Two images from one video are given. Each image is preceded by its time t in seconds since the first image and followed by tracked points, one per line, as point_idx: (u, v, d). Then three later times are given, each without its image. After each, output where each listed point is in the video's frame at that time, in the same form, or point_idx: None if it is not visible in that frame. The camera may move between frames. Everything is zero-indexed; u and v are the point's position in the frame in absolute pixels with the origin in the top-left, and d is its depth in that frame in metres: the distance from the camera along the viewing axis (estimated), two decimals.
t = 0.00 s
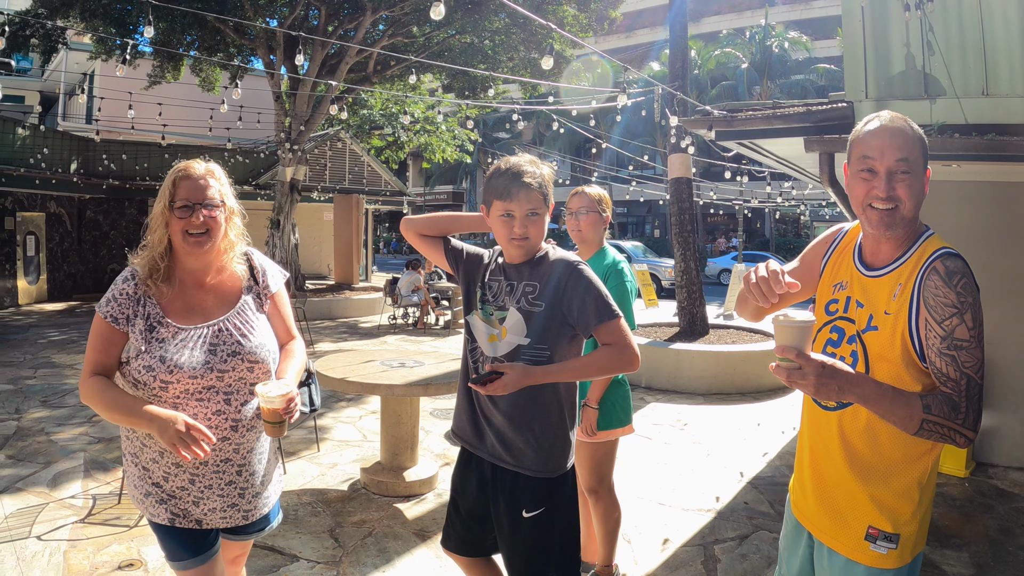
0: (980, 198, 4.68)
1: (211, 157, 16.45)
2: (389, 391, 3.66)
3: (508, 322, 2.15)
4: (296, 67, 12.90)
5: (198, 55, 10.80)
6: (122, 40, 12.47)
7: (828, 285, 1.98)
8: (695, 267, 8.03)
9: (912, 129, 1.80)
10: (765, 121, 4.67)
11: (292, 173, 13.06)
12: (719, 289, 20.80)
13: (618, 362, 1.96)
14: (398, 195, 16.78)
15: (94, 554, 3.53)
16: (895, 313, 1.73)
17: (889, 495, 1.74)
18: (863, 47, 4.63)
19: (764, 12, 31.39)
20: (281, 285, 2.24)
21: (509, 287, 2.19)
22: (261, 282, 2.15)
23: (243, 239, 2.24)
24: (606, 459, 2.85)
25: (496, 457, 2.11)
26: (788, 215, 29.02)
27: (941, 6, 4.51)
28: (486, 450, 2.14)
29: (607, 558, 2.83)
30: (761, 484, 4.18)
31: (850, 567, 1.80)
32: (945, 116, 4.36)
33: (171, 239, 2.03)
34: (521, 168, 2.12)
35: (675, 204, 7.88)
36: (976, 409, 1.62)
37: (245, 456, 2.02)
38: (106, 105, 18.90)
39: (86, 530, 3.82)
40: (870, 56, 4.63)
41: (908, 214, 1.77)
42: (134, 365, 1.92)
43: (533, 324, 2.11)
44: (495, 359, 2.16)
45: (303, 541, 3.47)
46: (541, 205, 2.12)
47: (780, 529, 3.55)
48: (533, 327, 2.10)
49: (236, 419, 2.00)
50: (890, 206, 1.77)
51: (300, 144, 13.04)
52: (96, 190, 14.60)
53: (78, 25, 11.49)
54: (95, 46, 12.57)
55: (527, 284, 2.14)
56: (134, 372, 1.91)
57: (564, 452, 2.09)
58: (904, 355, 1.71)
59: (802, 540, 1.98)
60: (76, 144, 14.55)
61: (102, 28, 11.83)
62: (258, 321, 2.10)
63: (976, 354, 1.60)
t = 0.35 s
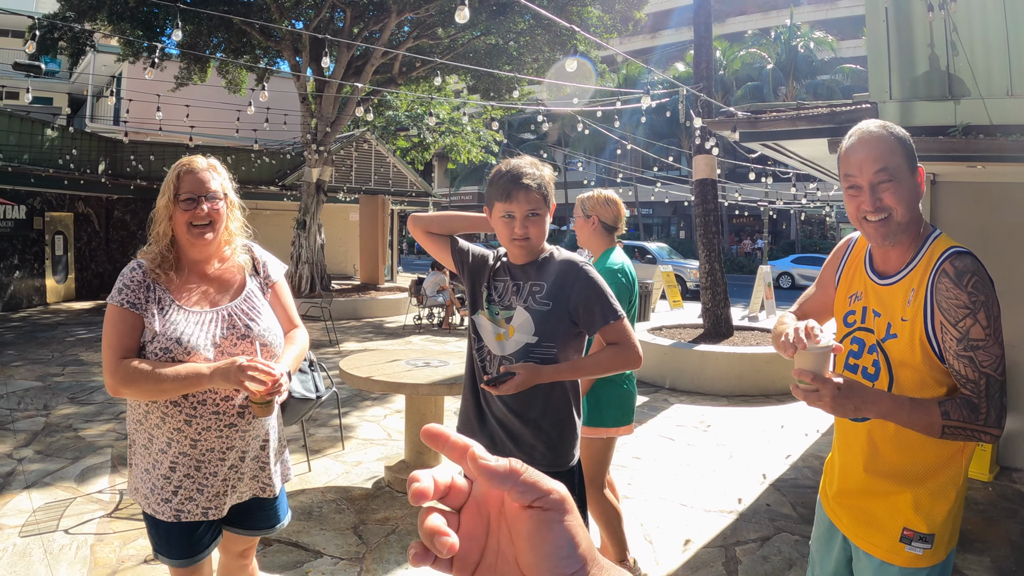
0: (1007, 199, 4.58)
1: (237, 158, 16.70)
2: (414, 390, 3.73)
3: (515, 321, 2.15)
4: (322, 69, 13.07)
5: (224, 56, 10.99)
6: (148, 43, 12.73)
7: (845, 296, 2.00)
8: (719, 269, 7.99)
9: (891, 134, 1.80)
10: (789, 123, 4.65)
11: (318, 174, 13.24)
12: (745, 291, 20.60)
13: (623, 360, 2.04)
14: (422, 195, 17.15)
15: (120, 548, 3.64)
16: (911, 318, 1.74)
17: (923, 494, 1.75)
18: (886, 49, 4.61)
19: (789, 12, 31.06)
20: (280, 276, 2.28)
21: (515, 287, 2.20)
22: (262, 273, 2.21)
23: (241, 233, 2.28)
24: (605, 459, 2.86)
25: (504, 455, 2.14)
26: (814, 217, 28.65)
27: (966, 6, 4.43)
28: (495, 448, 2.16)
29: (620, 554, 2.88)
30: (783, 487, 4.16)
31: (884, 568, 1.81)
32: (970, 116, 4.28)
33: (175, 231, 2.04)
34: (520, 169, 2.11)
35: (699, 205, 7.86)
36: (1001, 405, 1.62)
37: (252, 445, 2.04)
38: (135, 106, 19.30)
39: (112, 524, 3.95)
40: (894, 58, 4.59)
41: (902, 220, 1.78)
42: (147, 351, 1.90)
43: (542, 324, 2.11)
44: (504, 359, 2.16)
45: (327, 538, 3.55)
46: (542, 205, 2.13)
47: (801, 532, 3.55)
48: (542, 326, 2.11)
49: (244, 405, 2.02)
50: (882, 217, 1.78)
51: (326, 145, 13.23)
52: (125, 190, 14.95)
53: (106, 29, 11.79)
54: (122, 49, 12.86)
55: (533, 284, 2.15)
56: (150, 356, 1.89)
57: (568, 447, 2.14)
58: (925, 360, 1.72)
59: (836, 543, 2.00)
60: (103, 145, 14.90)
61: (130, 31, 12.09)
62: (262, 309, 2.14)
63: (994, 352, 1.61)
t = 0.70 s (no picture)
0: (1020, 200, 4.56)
1: (243, 156, 16.70)
2: (422, 387, 3.72)
3: (492, 314, 2.16)
4: (328, 66, 13.07)
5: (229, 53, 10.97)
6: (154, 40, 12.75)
7: (861, 290, 1.98)
8: (726, 268, 7.97)
9: (911, 131, 1.79)
10: (797, 121, 4.63)
11: (324, 172, 13.24)
12: (750, 291, 20.57)
13: (594, 356, 2.08)
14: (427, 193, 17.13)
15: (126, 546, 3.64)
16: (923, 310, 1.72)
17: (929, 493, 1.74)
18: (895, 46, 4.55)
19: (794, 12, 30.99)
20: (263, 270, 2.24)
21: (492, 282, 2.22)
22: (244, 267, 2.18)
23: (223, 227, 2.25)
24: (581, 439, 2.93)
25: (484, 445, 2.18)
26: (819, 217, 28.60)
27: (975, 4, 4.40)
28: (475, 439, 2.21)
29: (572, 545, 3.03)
30: (790, 486, 4.15)
31: (892, 567, 1.79)
32: (978, 116, 4.25)
33: (154, 228, 2.01)
34: (496, 169, 2.13)
35: (706, 204, 7.84)
36: (1015, 399, 1.59)
37: (239, 447, 2.00)
38: (140, 104, 19.32)
39: (118, 522, 3.95)
40: (903, 55, 4.54)
41: (920, 216, 1.77)
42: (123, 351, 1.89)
43: (516, 318, 2.14)
44: (479, 351, 2.15)
45: (334, 536, 3.54)
46: (517, 205, 2.15)
47: (810, 531, 3.53)
48: (518, 320, 2.14)
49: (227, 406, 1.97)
50: (900, 213, 1.77)
51: (332, 143, 13.24)
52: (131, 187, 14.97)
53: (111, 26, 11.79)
54: (128, 47, 12.88)
55: (510, 279, 2.18)
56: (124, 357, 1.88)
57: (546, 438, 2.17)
58: (936, 353, 1.71)
59: (844, 542, 1.99)
60: (109, 143, 14.94)
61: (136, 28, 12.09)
62: (243, 304, 2.11)
63: (1008, 344, 1.59)
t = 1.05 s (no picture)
0: None
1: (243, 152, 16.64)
2: (428, 385, 3.68)
3: (483, 309, 2.14)
4: (330, 62, 13.01)
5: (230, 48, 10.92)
6: (155, 37, 12.71)
7: (884, 279, 1.93)
8: (730, 265, 7.92)
9: (971, 121, 1.75)
10: (806, 116, 4.58)
11: (325, 168, 13.19)
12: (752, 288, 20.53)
13: (582, 348, 2.04)
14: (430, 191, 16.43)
15: (128, 546, 3.60)
16: (943, 302, 1.68)
17: (936, 491, 1.69)
18: (905, 42, 4.51)
19: (796, 8, 30.92)
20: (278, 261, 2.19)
21: (482, 276, 2.17)
22: (260, 258, 2.13)
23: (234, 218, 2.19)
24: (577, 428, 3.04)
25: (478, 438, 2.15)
26: (821, 214, 28.55)
27: None
28: (469, 432, 2.17)
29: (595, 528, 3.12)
30: (798, 484, 4.11)
31: (896, 565, 1.75)
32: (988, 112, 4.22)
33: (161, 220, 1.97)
34: (483, 163, 2.08)
35: (710, 200, 7.80)
36: None
37: (257, 445, 1.96)
38: (140, 100, 19.25)
39: (119, 522, 3.91)
40: (912, 50, 4.50)
41: (960, 204, 1.73)
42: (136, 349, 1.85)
43: (507, 310, 2.11)
44: (472, 346, 2.15)
45: (338, 536, 3.50)
46: (505, 201, 2.09)
47: (819, 530, 3.49)
48: (509, 314, 2.11)
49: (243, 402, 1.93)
50: (940, 196, 1.74)
51: (333, 139, 13.20)
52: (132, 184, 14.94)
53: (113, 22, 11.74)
54: (129, 43, 12.84)
55: (500, 273, 2.13)
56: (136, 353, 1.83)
57: (542, 431, 2.14)
58: (951, 347, 1.67)
59: (848, 538, 1.93)
60: (110, 140, 14.91)
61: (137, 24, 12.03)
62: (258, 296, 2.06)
63: None
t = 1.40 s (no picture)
0: None
1: (237, 148, 16.50)
2: (419, 382, 3.60)
3: (477, 302, 2.06)
4: (323, 57, 12.91)
5: (223, 43, 10.86)
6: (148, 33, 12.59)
7: (889, 271, 1.86)
8: (726, 261, 7.87)
9: (977, 108, 1.71)
10: (803, 109, 4.52)
11: (319, 165, 13.10)
12: (747, 285, 20.52)
13: (579, 344, 1.95)
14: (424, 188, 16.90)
15: (113, 547, 3.52)
16: (946, 295, 1.62)
17: (936, 491, 1.63)
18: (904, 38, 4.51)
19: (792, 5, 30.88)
20: (280, 252, 2.07)
21: (475, 269, 2.10)
22: (258, 250, 2.00)
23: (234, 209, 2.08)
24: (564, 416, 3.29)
25: (472, 437, 2.07)
26: (816, 211, 28.56)
27: None
28: (463, 432, 2.09)
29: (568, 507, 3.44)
30: (796, 483, 4.06)
31: (892, 567, 1.69)
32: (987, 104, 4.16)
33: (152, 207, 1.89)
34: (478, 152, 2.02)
35: (706, 195, 7.74)
36: None
37: (251, 439, 1.84)
38: (133, 96, 19.11)
39: (106, 522, 3.83)
40: (912, 46, 4.49)
41: (966, 191, 1.67)
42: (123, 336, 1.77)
43: (502, 304, 2.03)
44: (465, 341, 2.07)
45: (328, 536, 3.43)
46: (498, 190, 2.04)
47: (817, 530, 3.44)
48: (505, 307, 2.03)
49: (234, 394, 1.82)
50: (945, 182, 1.68)
51: (327, 135, 13.09)
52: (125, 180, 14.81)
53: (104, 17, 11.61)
54: (122, 39, 12.72)
55: (495, 266, 2.06)
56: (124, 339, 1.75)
57: (537, 428, 2.07)
58: (953, 342, 1.60)
59: (845, 538, 1.86)
60: (103, 136, 14.78)
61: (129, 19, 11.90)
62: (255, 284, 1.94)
63: None
